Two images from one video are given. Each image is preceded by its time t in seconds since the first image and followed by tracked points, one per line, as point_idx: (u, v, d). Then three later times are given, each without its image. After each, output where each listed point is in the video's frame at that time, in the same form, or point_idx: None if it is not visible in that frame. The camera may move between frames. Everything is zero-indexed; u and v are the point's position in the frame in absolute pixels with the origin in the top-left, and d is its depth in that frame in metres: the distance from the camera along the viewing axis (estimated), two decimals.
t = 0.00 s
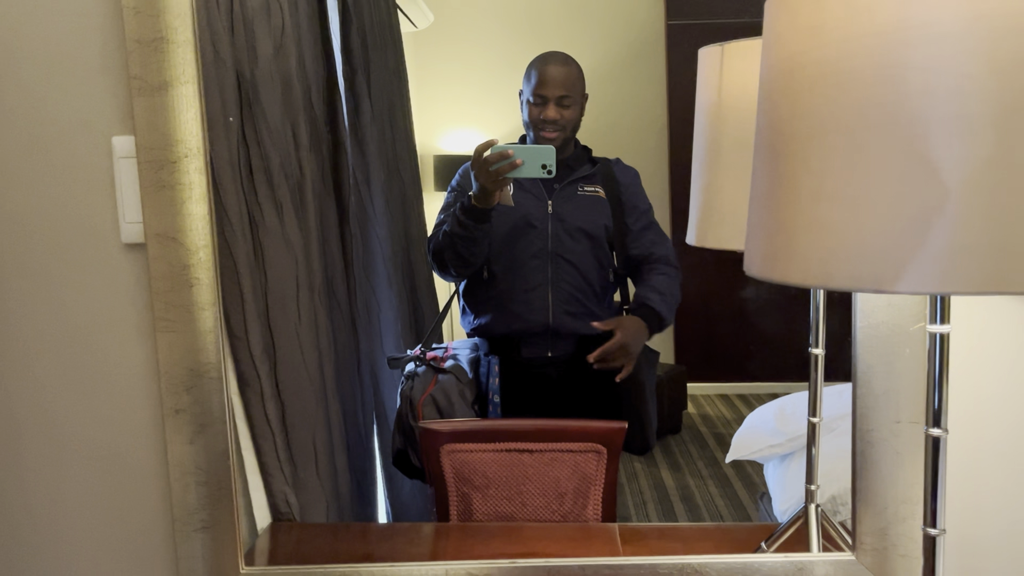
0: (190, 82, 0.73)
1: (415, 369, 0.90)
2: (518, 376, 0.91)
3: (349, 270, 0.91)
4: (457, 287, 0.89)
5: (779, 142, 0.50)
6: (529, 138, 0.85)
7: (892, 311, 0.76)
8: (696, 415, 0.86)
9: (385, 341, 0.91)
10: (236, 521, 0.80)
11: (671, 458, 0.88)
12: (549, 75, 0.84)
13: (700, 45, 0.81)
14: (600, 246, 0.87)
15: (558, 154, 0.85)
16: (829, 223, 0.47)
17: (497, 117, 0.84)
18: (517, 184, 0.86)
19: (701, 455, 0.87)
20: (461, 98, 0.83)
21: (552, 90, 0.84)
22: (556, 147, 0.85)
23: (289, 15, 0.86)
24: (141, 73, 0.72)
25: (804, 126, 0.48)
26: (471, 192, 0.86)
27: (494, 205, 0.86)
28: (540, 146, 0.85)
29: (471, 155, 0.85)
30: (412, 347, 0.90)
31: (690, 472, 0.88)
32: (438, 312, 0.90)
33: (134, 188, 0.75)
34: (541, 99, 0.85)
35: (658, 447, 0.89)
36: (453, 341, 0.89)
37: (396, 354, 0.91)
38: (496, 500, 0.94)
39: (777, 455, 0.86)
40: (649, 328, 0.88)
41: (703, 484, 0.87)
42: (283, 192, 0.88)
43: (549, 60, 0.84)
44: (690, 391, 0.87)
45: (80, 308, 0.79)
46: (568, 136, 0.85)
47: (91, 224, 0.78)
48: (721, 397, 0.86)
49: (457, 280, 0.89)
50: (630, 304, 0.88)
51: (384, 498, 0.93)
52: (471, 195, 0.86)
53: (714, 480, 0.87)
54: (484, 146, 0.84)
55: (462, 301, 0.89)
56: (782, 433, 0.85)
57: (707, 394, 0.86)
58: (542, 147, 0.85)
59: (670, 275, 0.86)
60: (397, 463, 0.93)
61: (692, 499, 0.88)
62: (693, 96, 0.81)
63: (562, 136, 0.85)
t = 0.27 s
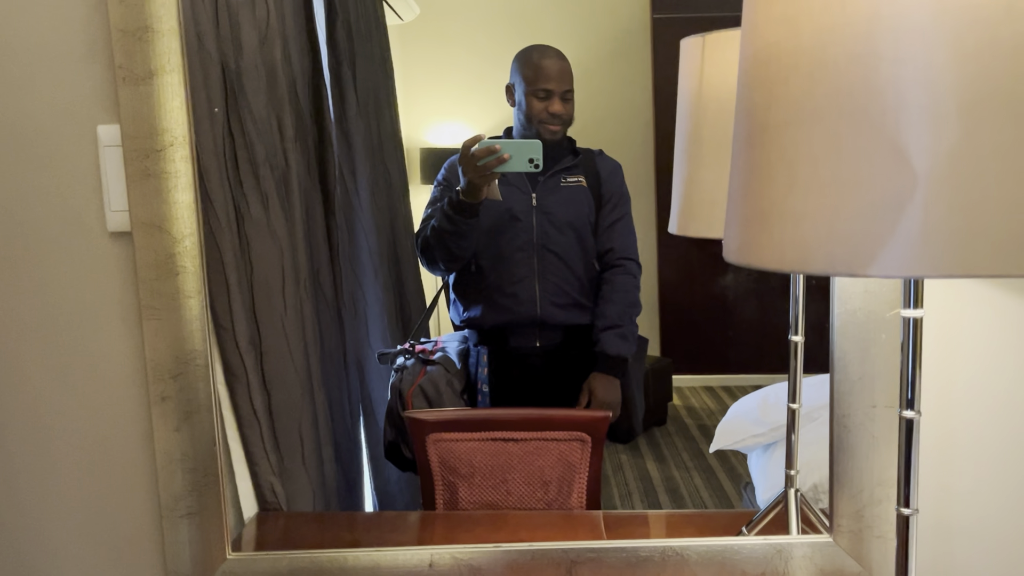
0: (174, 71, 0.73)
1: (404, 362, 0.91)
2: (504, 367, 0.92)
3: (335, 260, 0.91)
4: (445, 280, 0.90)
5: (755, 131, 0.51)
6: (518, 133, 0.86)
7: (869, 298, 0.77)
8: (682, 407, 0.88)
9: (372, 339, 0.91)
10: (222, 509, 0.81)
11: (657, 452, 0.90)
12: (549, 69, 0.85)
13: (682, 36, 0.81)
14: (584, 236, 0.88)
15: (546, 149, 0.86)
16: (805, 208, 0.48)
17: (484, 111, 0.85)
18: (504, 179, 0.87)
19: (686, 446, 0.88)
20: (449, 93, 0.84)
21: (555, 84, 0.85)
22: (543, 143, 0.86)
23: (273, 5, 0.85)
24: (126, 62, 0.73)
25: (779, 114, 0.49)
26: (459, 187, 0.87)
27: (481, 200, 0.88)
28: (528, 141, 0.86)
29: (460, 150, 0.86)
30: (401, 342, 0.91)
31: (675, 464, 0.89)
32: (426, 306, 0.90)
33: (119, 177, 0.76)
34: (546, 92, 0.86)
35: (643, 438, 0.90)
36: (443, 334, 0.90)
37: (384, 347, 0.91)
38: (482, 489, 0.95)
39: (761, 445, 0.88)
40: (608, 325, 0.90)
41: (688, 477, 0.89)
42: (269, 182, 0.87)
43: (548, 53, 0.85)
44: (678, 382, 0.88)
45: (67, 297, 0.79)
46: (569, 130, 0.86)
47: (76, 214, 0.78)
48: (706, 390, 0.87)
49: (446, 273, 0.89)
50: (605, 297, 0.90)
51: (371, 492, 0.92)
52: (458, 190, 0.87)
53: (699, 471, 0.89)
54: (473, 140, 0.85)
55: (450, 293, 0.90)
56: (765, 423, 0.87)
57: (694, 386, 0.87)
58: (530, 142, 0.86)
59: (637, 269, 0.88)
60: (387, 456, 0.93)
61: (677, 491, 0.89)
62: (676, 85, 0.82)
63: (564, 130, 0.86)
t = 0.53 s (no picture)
0: (166, 65, 0.73)
1: (396, 355, 0.92)
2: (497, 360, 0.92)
3: (326, 254, 0.92)
4: (438, 276, 0.90)
5: (746, 125, 0.52)
6: (509, 128, 0.86)
7: (857, 291, 0.77)
8: (673, 400, 0.89)
9: (363, 330, 0.92)
10: (216, 499, 0.81)
11: (649, 445, 0.90)
12: (538, 67, 0.85)
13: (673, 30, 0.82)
14: (577, 231, 0.89)
15: (537, 143, 0.86)
16: (795, 203, 0.48)
17: (476, 105, 0.85)
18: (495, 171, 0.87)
19: (678, 439, 0.89)
20: (441, 87, 0.84)
21: (543, 82, 0.85)
22: (534, 138, 0.86)
23: None
24: (118, 56, 0.73)
25: (769, 109, 0.50)
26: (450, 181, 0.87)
27: (473, 193, 0.87)
28: (520, 135, 0.86)
29: (452, 143, 0.85)
30: (394, 335, 0.91)
31: (666, 458, 0.90)
32: (417, 304, 0.90)
33: (111, 171, 0.76)
34: (533, 91, 0.85)
35: (634, 431, 0.91)
36: (437, 326, 0.91)
37: (376, 343, 0.91)
38: (475, 481, 0.96)
39: (751, 437, 0.88)
40: (628, 315, 0.90)
41: (679, 469, 0.89)
42: (260, 176, 0.87)
43: (537, 51, 0.84)
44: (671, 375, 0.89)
45: (58, 292, 0.79)
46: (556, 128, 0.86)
47: (68, 209, 0.78)
48: (696, 382, 0.88)
49: (439, 269, 0.90)
50: (609, 289, 0.89)
51: (363, 486, 0.94)
52: (451, 184, 0.87)
53: (690, 464, 0.89)
54: (464, 134, 0.85)
55: (443, 288, 0.90)
56: (756, 416, 0.87)
57: (684, 379, 0.89)
58: (521, 136, 0.86)
59: (641, 261, 0.87)
60: (380, 449, 0.95)
61: (668, 483, 0.90)
62: (666, 79, 0.82)
63: (551, 128, 0.86)
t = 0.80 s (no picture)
0: (139, 48, 0.73)
1: (382, 352, 0.91)
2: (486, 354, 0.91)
3: (310, 246, 0.90)
4: (426, 272, 0.89)
5: (725, 108, 0.51)
6: (494, 122, 0.85)
7: (838, 278, 0.78)
8: (659, 393, 0.88)
9: (351, 330, 0.91)
10: (193, 495, 0.81)
11: (636, 439, 0.90)
12: (520, 61, 0.84)
13: (655, 16, 0.80)
14: (564, 223, 0.87)
15: (524, 138, 0.85)
16: (774, 186, 0.48)
17: (460, 98, 0.84)
18: (484, 168, 0.86)
19: (664, 433, 0.88)
20: (425, 80, 0.84)
21: (526, 76, 0.85)
22: (522, 133, 0.85)
23: None
24: (90, 40, 0.72)
25: (748, 91, 0.49)
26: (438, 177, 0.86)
27: (461, 189, 0.86)
28: (508, 130, 0.85)
29: (439, 136, 0.85)
30: (378, 332, 0.90)
31: (653, 451, 0.89)
32: (404, 297, 0.90)
33: (83, 157, 0.75)
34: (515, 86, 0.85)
35: (622, 425, 0.90)
36: (420, 323, 0.90)
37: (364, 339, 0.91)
38: (459, 474, 0.95)
39: (736, 429, 0.88)
40: (618, 314, 0.89)
41: (666, 462, 0.89)
42: (241, 167, 0.84)
43: (519, 45, 0.84)
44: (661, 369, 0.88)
45: (33, 283, 0.78)
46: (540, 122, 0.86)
47: (42, 197, 0.77)
48: (683, 375, 0.87)
49: (427, 265, 0.89)
50: (596, 284, 0.89)
51: (348, 477, 0.92)
52: (438, 180, 0.86)
53: (676, 456, 0.89)
54: (451, 130, 0.85)
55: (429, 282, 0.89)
56: (741, 407, 0.87)
57: (671, 372, 0.88)
58: (508, 131, 0.86)
59: (624, 254, 0.87)
60: (369, 445, 0.93)
61: (655, 476, 0.89)
62: (649, 66, 0.81)
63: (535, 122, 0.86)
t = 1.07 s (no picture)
0: (89, 29, 0.74)
1: (354, 343, 0.89)
2: (463, 347, 0.89)
3: (283, 236, 0.87)
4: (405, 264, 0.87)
5: (678, 87, 0.51)
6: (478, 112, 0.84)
7: (800, 263, 0.78)
8: (639, 385, 0.88)
9: (326, 318, 0.89)
10: (150, 482, 0.81)
11: (614, 429, 0.89)
12: (501, 48, 0.83)
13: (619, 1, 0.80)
14: (542, 212, 0.86)
15: (507, 129, 0.84)
16: (725, 164, 0.48)
17: (443, 88, 0.82)
18: (467, 164, 0.85)
19: (643, 425, 0.88)
20: (406, 70, 0.82)
21: (509, 64, 0.83)
22: (507, 125, 0.84)
23: None
24: (40, 21, 0.72)
25: (700, 69, 0.49)
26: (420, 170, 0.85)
27: (443, 182, 0.85)
28: (493, 123, 0.84)
29: (417, 131, 0.83)
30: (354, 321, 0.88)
31: (631, 442, 0.88)
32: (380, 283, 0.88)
33: (34, 140, 0.76)
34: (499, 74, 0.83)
35: (601, 416, 0.89)
36: (393, 313, 0.88)
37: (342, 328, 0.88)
38: (429, 464, 0.92)
39: (711, 418, 0.87)
40: (590, 300, 0.88)
41: (644, 452, 0.88)
42: (209, 154, 0.82)
43: (500, 32, 0.82)
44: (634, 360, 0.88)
45: None
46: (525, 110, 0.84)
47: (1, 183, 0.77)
48: (663, 366, 0.87)
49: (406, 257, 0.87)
50: (569, 274, 0.88)
51: (324, 466, 0.90)
52: (418, 171, 0.85)
53: (655, 448, 0.88)
54: (435, 121, 0.83)
55: (404, 272, 0.87)
56: (717, 397, 0.86)
57: (652, 364, 0.87)
58: (493, 124, 0.84)
59: (598, 242, 0.86)
60: (342, 438, 0.91)
61: (633, 466, 0.88)
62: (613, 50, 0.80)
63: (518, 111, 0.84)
